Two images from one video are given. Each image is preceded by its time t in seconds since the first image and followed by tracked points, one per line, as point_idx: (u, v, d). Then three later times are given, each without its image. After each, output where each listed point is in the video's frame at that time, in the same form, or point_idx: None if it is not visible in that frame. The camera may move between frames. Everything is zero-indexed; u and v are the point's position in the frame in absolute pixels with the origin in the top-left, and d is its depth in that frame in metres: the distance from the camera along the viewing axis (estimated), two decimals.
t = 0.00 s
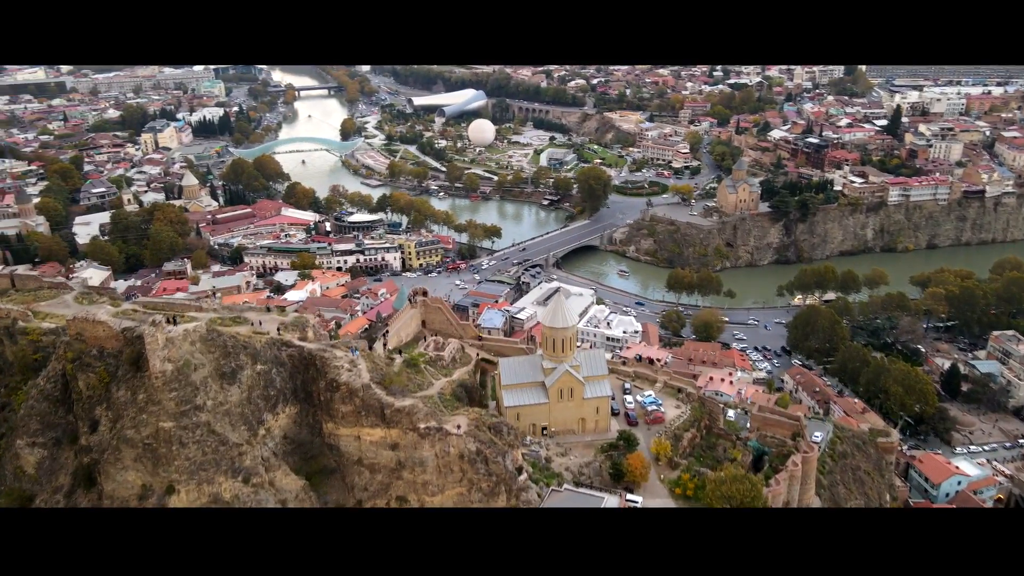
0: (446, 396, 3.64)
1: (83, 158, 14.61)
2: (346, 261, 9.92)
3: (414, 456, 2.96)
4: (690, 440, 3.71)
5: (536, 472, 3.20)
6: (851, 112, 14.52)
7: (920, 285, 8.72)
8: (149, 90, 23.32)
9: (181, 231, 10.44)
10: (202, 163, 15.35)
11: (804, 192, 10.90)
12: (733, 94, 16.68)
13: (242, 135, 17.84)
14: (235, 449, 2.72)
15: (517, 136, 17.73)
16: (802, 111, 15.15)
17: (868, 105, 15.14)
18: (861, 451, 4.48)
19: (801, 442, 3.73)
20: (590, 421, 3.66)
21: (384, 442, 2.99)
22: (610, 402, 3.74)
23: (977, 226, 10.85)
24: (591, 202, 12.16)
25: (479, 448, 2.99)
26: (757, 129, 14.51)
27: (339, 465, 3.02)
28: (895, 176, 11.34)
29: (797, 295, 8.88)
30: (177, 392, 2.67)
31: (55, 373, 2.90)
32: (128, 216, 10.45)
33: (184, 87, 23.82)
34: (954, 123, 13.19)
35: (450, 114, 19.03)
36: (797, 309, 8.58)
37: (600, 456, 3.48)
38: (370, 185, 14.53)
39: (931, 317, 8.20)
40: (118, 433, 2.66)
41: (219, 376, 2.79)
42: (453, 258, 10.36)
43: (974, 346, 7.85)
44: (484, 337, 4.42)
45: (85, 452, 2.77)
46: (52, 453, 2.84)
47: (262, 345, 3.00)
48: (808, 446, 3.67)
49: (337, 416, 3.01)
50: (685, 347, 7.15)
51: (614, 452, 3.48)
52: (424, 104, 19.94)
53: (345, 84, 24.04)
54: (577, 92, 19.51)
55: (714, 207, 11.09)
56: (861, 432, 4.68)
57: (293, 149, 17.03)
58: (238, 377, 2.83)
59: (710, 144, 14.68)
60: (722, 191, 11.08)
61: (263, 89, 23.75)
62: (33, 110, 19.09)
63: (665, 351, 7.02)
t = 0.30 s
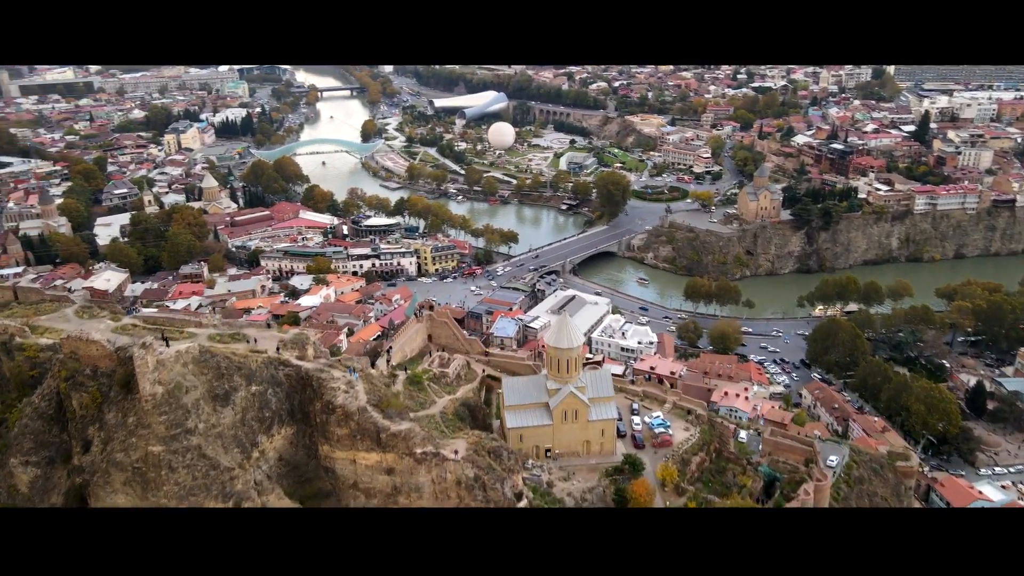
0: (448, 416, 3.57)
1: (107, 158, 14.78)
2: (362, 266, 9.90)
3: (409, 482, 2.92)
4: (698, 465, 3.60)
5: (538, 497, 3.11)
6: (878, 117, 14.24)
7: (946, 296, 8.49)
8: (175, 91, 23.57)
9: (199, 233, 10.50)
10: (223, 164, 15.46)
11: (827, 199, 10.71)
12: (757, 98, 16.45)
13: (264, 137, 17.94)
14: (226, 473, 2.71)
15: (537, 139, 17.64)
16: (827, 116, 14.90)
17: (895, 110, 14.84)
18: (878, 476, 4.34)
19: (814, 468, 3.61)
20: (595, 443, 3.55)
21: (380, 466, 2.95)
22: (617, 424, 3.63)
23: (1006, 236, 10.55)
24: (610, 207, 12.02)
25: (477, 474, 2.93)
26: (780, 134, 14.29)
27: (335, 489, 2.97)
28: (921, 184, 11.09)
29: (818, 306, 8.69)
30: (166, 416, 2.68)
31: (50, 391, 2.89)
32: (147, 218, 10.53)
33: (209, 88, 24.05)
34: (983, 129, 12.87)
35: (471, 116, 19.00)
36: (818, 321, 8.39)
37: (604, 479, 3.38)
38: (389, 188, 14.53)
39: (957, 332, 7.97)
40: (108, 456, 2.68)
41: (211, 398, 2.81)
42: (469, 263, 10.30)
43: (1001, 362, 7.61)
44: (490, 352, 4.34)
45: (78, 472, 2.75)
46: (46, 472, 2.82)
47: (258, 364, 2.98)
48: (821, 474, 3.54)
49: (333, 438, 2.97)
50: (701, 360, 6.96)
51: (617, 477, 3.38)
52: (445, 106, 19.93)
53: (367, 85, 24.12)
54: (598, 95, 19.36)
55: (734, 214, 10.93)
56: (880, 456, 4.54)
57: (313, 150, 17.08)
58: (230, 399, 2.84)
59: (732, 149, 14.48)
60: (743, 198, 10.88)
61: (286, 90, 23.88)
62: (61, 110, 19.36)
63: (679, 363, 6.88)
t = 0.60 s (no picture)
0: (449, 437, 3.49)
1: (130, 159, 14.93)
2: (377, 271, 9.89)
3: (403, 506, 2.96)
4: (706, 491, 3.48)
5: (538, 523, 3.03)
6: (906, 123, 13.94)
7: (973, 310, 8.26)
8: (199, 91, 23.79)
9: (216, 236, 10.56)
10: (243, 165, 15.56)
11: (850, 208, 10.50)
12: (781, 103, 16.18)
13: (285, 138, 18.02)
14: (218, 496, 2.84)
15: (557, 142, 17.52)
16: (853, 121, 14.62)
17: (924, 115, 14.52)
18: (895, 502, 4.19)
19: (826, 497, 3.48)
20: (599, 467, 3.45)
21: (374, 491, 3.00)
22: (623, 447, 3.53)
23: None
24: (629, 212, 11.88)
25: (472, 501, 2.97)
26: (805, 139, 14.04)
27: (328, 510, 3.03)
28: (950, 193, 10.81)
29: (839, 317, 8.49)
30: (154, 440, 2.85)
31: (43, 411, 3.01)
32: (166, 220, 10.61)
33: (233, 88, 24.22)
34: (1016, 136, 12.53)
35: (491, 118, 18.93)
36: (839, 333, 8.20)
37: (607, 504, 3.27)
38: (407, 191, 14.52)
39: (984, 347, 7.73)
40: (98, 477, 2.85)
41: (202, 421, 2.92)
42: (485, 269, 10.23)
43: None
44: (496, 368, 4.26)
45: (69, 489, 2.91)
46: (37, 491, 2.95)
47: (252, 387, 3.01)
48: (834, 503, 3.42)
49: (327, 462, 3.02)
50: (716, 374, 6.82)
51: (620, 501, 3.27)
52: (466, 107, 19.89)
53: (388, 86, 24.16)
54: (620, 98, 19.18)
55: (755, 221, 10.76)
56: (897, 480, 4.41)
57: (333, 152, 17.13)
58: (222, 422, 2.93)
59: (754, 154, 14.26)
60: (764, 205, 10.69)
61: (309, 91, 23.98)
62: (88, 111, 19.65)
63: (694, 376, 6.73)
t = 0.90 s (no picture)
0: (448, 458, 3.42)
1: (153, 160, 15.08)
2: (393, 276, 9.85)
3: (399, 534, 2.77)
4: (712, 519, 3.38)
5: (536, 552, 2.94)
6: (934, 129, 13.63)
7: (1000, 325, 8.02)
8: (224, 92, 23.99)
9: (233, 239, 10.59)
10: (264, 167, 15.64)
11: (874, 216, 10.28)
12: (806, 107, 15.93)
13: (306, 139, 18.09)
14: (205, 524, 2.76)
15: (578, 145, 17.40)
16: (879, 126, 14.33)
17: (953, 121, 14.18)
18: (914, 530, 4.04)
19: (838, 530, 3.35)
20: (602, 491, 3.38)
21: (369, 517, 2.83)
22: (626, 471, 3.44)
23: None
24: (648, 218, 11.73)
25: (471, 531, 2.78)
26: (829, 144, 13.79)
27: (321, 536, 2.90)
28: (979, 201, 10.53)
29: (860, 330, 8.29)
30: (142, 465, 2.78)
31: (36, 430, 2.98)
32: (184, 223, 10.67)
33: (257, 89, 24.40)
34: None
35: (512, 121, 18.86)
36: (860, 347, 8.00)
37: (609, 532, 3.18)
38: (425, 194, 14.49)
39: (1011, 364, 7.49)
40: (86, 502, 2.78)
41: (193, 444, 2.87)
42: (501, 275, 10.14)
43: None
44: (502, 386, 4.19)
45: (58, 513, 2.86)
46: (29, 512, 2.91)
47: (245, 409, 2.98)
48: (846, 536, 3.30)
49: (320, 487, 2.90)
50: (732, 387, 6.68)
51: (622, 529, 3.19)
52: (487, 110, 19.84)
53: (410, 88, 24.20)
54: (642, 101, 19.02)
55: (776, 229, 10.57)
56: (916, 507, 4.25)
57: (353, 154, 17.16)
58: (213, 446, 2.88)
59: (777, 159, 14.03)
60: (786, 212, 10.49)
61: (332, 92, 24.11)
62: (113, 111, 19.89)
63: (709, 390, 6.58)
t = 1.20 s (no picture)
0: (448, 480, 3.36)
1: (174, 161, 15.20)
2: (408, 281, 9.81)
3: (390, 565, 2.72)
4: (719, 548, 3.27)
5: None
6: (963, 135, 13.33)
7: None
8: (247, 92, 24.15)
9: (250, 242, 10.62)
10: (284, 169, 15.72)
11: (900, 226, 10.05)
12: (831, 111, 15.67)
13: (326, 141, 18.14)
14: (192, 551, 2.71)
15: (598, 148, 17.27)
16: (906, 132, 14.05)
17: (983, 126, 13.86)
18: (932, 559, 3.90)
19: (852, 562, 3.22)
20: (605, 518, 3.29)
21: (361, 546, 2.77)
22: (631, 497, 3.36)
23: None
24: (667, 225, 11.56)
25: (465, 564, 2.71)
26: (854, 150, 13.54)
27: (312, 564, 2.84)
28: (1009, 211, 10.26)
29: (883, 342, 8.09)
30: (128, 490, 2.77)
31: (28, 450, 2.97)
32: (202, 226, 10.72)
33: (279, 90, 24.56)
34: None
35: (532, 123, 18.77)
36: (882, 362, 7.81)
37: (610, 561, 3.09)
38: (444, 197, 14.45)
39: None
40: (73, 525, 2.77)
41: (182, 469, 2.83)
42: (516, 281, 10.05)
43: None
44: (507, 404, 4.12)
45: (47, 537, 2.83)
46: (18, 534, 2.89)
47: (236, 432, 2.93)
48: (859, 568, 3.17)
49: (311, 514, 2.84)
50: (747, 402, 6.56)
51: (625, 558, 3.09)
52: (507, 112, 19.78)
53: (432, 89, 24.22)
54: (664, 104, 18.84)
55: (797, 238, 10.38)
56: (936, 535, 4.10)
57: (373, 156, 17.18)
58: (202, 469, 2.85)
59: (801, 165, 13.80)
60: (808, 220, 10.29)
61: (353, 92, 24.19)
62: (138, 110, 20.12)
63: (723, 404, 6.45)
